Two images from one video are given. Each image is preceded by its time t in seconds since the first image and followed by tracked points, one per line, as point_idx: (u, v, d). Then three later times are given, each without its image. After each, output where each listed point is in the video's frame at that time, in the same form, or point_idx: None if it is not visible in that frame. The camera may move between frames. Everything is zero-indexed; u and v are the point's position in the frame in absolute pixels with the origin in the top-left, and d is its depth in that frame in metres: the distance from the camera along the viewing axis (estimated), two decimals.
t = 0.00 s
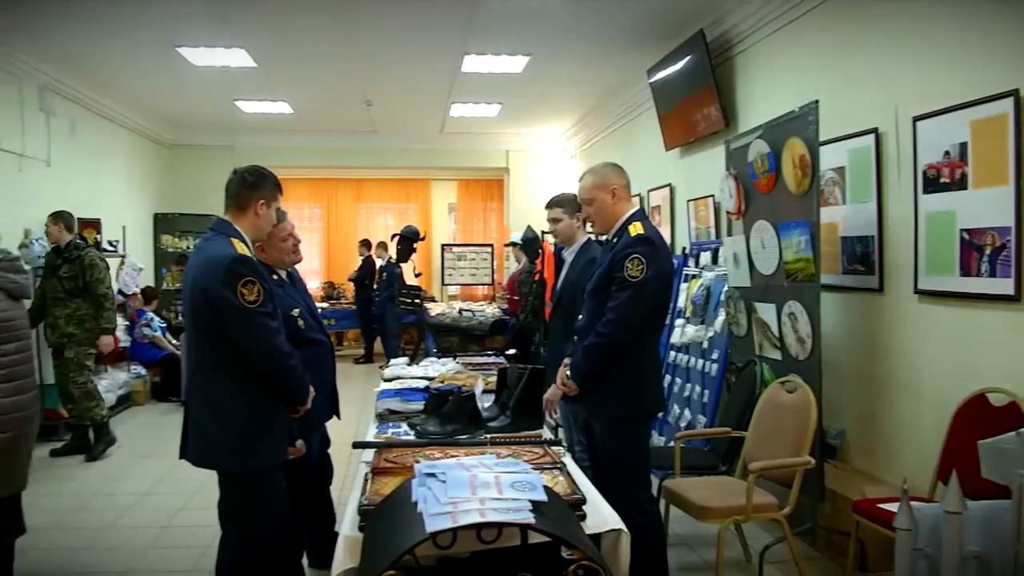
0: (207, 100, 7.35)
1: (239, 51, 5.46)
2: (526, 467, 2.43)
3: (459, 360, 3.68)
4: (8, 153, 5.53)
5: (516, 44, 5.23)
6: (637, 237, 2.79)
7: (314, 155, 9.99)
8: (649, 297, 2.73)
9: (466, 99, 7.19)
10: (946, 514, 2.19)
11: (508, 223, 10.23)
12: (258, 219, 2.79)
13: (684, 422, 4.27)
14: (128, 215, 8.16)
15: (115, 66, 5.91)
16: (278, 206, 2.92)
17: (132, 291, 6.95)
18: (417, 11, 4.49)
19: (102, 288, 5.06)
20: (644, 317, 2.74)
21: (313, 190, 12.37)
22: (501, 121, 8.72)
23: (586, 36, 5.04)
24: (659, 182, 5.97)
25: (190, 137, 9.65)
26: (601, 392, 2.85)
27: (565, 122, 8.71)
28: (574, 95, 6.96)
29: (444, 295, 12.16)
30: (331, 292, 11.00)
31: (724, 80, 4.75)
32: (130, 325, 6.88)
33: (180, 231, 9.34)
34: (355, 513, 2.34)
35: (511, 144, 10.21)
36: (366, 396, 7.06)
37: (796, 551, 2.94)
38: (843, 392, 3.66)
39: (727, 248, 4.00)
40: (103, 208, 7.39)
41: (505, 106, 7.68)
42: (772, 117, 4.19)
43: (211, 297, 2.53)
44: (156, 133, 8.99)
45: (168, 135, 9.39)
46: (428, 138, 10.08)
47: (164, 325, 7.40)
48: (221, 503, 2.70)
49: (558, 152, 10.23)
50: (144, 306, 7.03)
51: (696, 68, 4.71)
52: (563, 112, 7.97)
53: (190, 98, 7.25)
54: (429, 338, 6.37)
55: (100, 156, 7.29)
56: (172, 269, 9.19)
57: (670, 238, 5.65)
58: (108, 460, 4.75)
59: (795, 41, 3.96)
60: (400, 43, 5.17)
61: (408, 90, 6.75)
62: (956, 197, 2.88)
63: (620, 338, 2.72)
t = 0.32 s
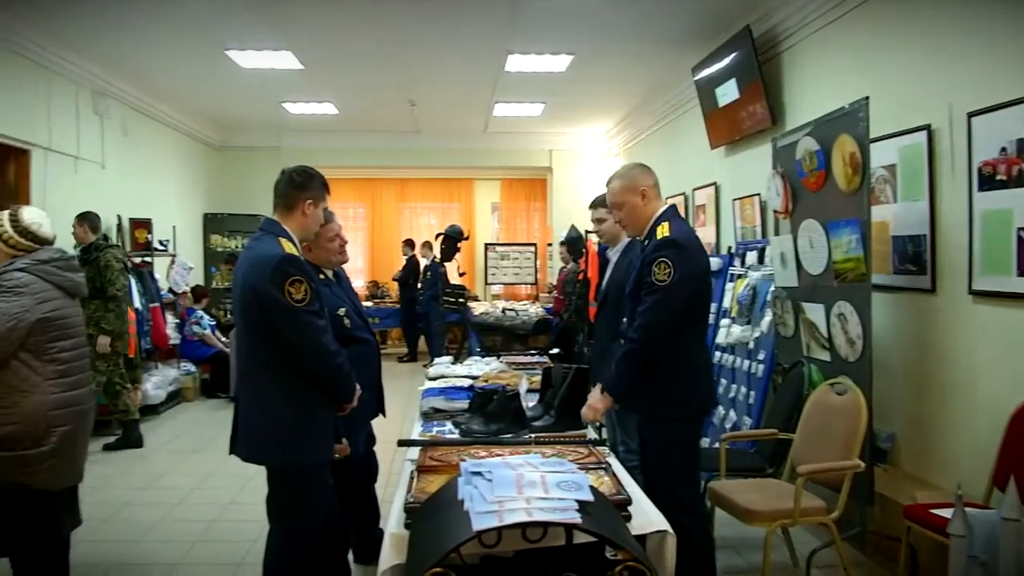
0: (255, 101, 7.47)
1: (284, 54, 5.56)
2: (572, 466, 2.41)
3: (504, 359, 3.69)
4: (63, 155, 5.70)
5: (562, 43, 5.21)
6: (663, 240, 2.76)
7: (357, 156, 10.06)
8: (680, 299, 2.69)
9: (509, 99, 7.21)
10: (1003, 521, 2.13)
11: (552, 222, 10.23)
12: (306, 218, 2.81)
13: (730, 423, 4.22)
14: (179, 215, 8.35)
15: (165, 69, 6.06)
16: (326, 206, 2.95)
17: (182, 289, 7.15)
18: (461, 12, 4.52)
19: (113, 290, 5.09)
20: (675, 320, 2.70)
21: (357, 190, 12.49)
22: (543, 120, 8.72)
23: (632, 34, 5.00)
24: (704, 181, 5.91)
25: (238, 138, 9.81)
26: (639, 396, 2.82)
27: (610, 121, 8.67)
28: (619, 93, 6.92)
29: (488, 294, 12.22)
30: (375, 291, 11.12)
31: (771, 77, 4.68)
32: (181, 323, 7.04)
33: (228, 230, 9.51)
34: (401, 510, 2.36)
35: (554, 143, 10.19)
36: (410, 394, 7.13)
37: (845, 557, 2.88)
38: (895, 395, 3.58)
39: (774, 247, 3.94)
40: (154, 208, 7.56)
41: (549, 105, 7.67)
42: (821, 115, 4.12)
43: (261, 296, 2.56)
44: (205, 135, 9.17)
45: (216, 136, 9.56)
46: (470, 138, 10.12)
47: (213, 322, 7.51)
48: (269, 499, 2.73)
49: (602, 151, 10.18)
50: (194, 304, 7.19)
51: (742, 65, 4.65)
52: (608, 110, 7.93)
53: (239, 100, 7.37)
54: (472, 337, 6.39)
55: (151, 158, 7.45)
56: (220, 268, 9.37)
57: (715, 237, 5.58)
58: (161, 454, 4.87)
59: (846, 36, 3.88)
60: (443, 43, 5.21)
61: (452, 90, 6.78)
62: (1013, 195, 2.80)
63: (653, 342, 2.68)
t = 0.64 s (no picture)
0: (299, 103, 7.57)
1: (328, 55, 5.62)
2: (617, 467, 2.39)
3: (545, 359, 3.68)
4: (115, 157, 5.84)
5: (604, 41, 5.19)
6: (680, 255, 2.76)
7: (398, 156, 10.15)
8: (702, 313, 2.69)
9: (551, 98, 7.21)
10: None
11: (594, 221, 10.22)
12: (351, 218, 2.79)
13: (776, 425, 4.18)
14: (225, 215, 8.49)
15: (212, 72, 6.17)
16: (371, 206, 2.93)
17: (229, 288, 7.26)
18: (504, 12, 4.54)
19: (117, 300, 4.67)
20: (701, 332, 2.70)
21: (399, 189, 12.61)
22: (584, 119, 8.71)
23: (678, 32, 4.96)
24: (748, 180, 5.84)
25: (282, 139, 9.96)
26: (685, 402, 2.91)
27: (652, 119, 8.61)
28: (662, 91, 6.87)
29: (529, 293, 12.26)
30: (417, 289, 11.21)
31: (817, 73, 4.60)
32: (228, 321, 7.17)
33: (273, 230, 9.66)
34: (445, 508, 2.37)
35: (597, 142, 10.16)
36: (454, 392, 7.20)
37: (894, 563, 2.81)
38: (946, 398, 3.49)
39: (821, 246, 3.88)
40: (202, 209, 7.70)
41: (591, 104, 7.64)
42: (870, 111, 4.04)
43: (307, 295, 2.58)
44: (252, 136, 9.34)
45: (261, 137, 9.72)
46: (509, 137, 10.14)
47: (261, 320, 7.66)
48: (314, 495, 2.76)
49: (644, 150, 10.13)
50: (241, 303, 7.33)
51: (788, 61, 4.58)
52: (650, 109, 7.88)
53: (283, 101, 7.48)
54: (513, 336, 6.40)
55: (199, 158, 7.59)
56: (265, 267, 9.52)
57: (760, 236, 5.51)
58: (209, 448, 4.96)
59: (896, 31, 3.80)
60: (483, 43, 5.23)
61: (494, 90, 6.80)
62: None
63: (678, 355, 2.68)
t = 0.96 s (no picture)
0: (345, 103, 7.65)
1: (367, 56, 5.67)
2: (665, 468, 2.37)
3: (591, 359, 3.67)
4: (167, 158, 5.97)
5: (649, 40, 5.17)
6: (722, 260, 2.70)
7: (441, 156, 10.22)
8: (745, 318, 2.64)
9: (596, 97, 7.19)
10: None
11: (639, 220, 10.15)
12: (397, 217, 2.78)
13: (824, 427, 4.16)
14: (274, 215, 8.62)
15: (260, 74, 6.28)
16: (418, 206, 2.91)
17: (277, 287, 7.41)
18: (548, 12, 4.55)
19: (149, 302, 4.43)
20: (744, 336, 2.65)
21: (445, 189, 12.74)
22: (630, 118, 8.66)
23: (726, 30, 4.92)
24: (797, 178, 5.75)
25: (329, 139, 10.11)
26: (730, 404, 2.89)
27: (699, 117, 8.52)
28: (709, 89, 6.80)
29: (574, 293, 12.24)
30: (464, 289, 11.27)
31: (869, 69, 4.52)
32: (276, 319, 7.30)
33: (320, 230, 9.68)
34: (492, 507, 2.37)
35: (643, 140, 10.07)
36: (501, 390, 7.23)
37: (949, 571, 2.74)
38: (1004, 402, 3.39)
39: (873, 246, 3.82)
40: (251, 209, 7.85)
41: (636, 103, 7.60)
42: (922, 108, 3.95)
43: (355, 294, 2.58)
44: (300, 137, 9.50)
45: (309, 138, 9.88)
46: (552, 136, 10.13)
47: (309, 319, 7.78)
48: (361, 491, 2.76)
49: (692, 148, 10.02)
50: (289, 301, 7.44)
51: (838, 57, 4.51)
52: (697, 107, 7.80)
53: (329, 102, 7.57)
54: (558, 335, 6.40)
55: (248, 160, 7.74)
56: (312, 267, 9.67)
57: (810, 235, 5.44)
58: (258, 444, 5.04)
59: (951, 24, 3.70)
60: (523, 43, 5.24)
61: (538, 90, 6.82)
62: None
63: (722, 360, 2.65)
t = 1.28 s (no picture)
0: (393, 104, 7.73)
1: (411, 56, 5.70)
2: (718, 469, 2.33)
3: (640, 359, 3.64)
4: (221, 159, 6.10)
5: (698, 38, 5.14)
6: (773, 261, 2.63)
7: (486, 156, 10.28)
8: (800, 320, 2.57)
9: (645, 96, 7.15)
10: None
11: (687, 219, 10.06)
12: (447, 217, 2.78)
13: (879, 430, 4.12)
14: (324, 215, 8.75)
15: (310, 76, 6.38)
16: (467, 205, 2.91)
17: (328, 286, 7.54)
18: (596, 10, 4.55)
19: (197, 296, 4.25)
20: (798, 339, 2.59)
21: (493, 188, 12.87)
22: (678, 117, 8.61)
23: (779, 26, 4.87)
24: (850, 175, 5.64)
25: (379, 140, 10.24)
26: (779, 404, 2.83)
27: (750, 115, 8.42)
28: (761, 86, 6.72)
29: (622, 292, 12.25)
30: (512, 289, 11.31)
31: (925, 63, 4.41)
32: (327, 318, 7.36)
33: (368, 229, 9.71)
34: (542, 505, 2.37)
35: (692, 139, 9.98)
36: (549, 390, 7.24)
37: None
38: None
39: (930, 245, 3.71)
40: (303, 209, 7.99)
41: (685, 101, 7.54)
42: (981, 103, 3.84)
43: (404, 292, 2.58)
44: (349, 138, 9.64)
45: (359, 138, 10.02)
46: (598, 136, 10.11)
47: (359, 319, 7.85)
48: (411, 489, 2.76)
49: (742, 146, 9.91)
50: (340, 300, 7.47)
51: (893, 52, 4.41)
52: (747, 104, 7.71)
53: (377, 103, 7.66)
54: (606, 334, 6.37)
55: (299, 161, 7.87)
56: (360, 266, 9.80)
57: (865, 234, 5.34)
58: (309, 440, 5.13)
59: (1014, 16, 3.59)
60: (566, 42, 5.24)
61: (586, 89, 6.84)
62: None
63: (775, 362, 2.59)
